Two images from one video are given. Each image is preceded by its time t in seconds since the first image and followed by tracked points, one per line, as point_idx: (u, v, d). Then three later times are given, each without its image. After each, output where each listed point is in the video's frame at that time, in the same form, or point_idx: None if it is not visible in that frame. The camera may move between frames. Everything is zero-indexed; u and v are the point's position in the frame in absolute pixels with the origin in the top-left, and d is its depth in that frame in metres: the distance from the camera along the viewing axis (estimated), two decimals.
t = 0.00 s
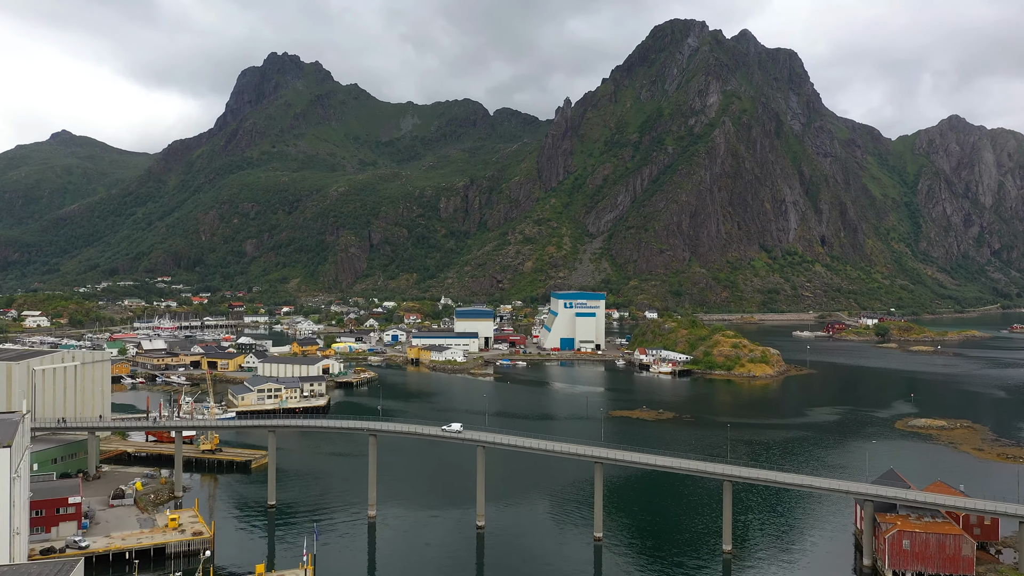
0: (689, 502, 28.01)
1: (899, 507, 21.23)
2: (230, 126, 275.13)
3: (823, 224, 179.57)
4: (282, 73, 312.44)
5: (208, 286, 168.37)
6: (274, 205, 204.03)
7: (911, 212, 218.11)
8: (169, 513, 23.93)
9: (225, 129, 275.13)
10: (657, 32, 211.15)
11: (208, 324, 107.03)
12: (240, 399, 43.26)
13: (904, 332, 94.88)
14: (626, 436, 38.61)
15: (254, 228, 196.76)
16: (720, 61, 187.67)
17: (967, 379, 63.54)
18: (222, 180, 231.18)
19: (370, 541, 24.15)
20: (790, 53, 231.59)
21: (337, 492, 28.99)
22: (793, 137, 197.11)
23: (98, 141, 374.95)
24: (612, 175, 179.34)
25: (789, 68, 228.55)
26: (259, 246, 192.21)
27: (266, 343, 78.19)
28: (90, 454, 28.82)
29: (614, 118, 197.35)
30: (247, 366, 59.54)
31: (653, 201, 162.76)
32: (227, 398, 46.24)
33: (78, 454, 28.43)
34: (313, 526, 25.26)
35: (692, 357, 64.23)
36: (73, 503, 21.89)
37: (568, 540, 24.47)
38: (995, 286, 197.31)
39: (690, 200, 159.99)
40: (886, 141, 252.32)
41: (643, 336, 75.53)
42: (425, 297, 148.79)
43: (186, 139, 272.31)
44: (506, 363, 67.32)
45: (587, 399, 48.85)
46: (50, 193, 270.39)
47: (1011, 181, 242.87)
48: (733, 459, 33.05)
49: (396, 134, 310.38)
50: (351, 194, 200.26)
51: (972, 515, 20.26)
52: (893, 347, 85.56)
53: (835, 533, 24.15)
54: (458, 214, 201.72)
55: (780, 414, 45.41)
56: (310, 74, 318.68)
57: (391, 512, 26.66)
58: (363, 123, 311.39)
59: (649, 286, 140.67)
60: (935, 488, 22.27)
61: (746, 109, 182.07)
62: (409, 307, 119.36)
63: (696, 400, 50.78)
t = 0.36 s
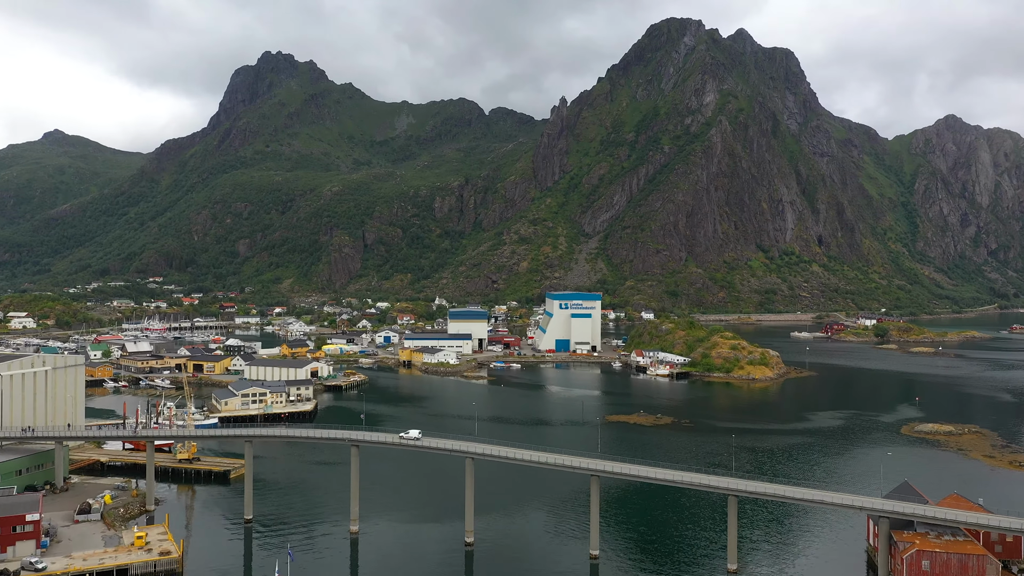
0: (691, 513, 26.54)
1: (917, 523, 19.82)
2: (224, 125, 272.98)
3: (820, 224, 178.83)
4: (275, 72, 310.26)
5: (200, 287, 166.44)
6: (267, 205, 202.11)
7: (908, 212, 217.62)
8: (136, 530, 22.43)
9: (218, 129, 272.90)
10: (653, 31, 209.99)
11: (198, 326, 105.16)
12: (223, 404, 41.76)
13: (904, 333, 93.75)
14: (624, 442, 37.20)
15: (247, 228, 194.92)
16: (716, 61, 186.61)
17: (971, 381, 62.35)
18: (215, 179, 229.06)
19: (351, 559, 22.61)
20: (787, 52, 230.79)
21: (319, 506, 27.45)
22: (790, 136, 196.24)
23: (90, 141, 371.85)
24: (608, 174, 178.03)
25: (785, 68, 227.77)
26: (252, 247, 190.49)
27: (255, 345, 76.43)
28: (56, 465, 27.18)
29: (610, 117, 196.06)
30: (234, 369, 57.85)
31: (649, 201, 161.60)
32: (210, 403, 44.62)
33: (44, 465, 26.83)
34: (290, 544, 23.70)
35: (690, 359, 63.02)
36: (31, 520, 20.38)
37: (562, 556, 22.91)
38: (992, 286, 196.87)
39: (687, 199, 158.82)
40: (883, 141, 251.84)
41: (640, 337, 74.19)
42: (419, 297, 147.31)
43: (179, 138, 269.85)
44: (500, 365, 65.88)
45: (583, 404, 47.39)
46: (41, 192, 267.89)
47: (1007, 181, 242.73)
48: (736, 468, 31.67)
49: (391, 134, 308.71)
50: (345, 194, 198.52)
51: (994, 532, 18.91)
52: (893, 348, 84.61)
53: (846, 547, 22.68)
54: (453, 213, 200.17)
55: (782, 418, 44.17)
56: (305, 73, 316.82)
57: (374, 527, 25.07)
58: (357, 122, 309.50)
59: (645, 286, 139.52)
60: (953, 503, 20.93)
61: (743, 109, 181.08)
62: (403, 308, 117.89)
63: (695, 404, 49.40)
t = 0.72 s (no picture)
0: (695, 527, 25.14)
1: (937, 541, 18.50)
2: (218, 124, 270.97)
3: (818, 223, 178.02)
4: (270, 70, 308.33)
5: (192, 287, 164.59)
6: (261, 205, 200.37)
7: (905, 212, 217.04)
8: (101, 548, 20.89)
9: (212, 128, 270.91)
10: (650, 29, 208.72)
11: (189, 327, 103.58)
12: (207, 408, 40.24)
13: (904, 333, 92.68)
14: (623, 449, 35.84)
15: (241, 227, 193.16)
16: (713, 59, 185.38)
17: (974, 384, 61.15)
18: (208, 179, 227.19)
19: None
20: (784, 51, 229.77)
21: (301, 519, 25.97)
22: (787, 136, 195.28)
23: (84, 140, 369.27)
24: (605, 173, 176.79)
25: (782, 67, 226.84)
26: (246, 247, 188.81)
27: (245, 346, 74.74)
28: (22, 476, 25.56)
29: (607, 116, 194.80)
30: (221, 372, 56.19)
31: (646, 200, 160.36)
32: (194, 407, 43.01)
33: (9, 475, 25.21)
34: (264, 562, 22.19)
35: (688, 361, 61.71)
36: None
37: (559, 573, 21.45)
38: (990, 286, 196.30)
39: (684, 199, 157.65)
40: (880, 140, 251.23)
41: (637, 338, 72.85)
42: (414, 298, 145.92)
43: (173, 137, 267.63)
44: (494, 367, 64.47)
45: (580, 407, 46.06)
46: (34, 191, 265.54)
47: (1004, 181, 242.34)
48: (740, 477, 30.33)
49: (386, 133, 307.13)
50: (340, 193, 196.89)
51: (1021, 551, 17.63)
52: (894, 349, 83.54)
53: (861, 564, 21.30)
54: (448, 213, 198.74)
55: (785, 422, 42.89)
56: (300, 72, 314.82)
57: (357, 543, 23.50)
58: (353, 122, 307.78)
59: (642, 287, 138.34)
60: (974, 520, 19.70)
61: (740, 108, 180.08)
62: (397, 309, 116.39)
63: (696, 407, 48.04)
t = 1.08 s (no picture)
0: (701, 542, 23.77)
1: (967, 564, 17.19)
2: (215, 123, 269.14)
3: (819, 223, 176.91)
4: (268, 70, 306.67)
5: (188, 287, 162.92)
6: (258, 205, 198.77)
7: (906, 211, 215.89)
8: (64, 567, 19.55)
9: (209, 127, 269.27)
10: (650, 28, 207.19)
11: (182, 328, 102.12)
12: (192, 413, 38.85)
13: (908, 335, 91.51)
14: (625, 456, 34.54)
15: (237, 227, 191.57)
16: (713, 58, 183.91)
17: (983, 387, 59.81)
18: (205, 178, 225.56)
19: None
20: (785, 50, 228.39)
21: (286, 533, 24.47)
22: (787, 135, 194.05)
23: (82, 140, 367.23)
24: (604, 173, 175.40)
25: (783, 66, 225.46)
26: (243, 247, 187.35)
27: (237, 348, 73.12)
28: None
29: (606, 115, 193.34)
30: (210, 374, 54.57)
31: (646, 200, 158.99)
32: (179, 412, 41.51)
33: None
34: None
35: (690, 363, 60.34)
36: None
37: None
38: (992, 287, 195.18)
39: (684, 198, 156.31)
40: (881, 140, 250.04)
41: (637, 340, 71.43)
42: (412, 298, 144.48)
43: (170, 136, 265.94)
44: (491, 370, 63.01)
45: (580, 412, 44.73)
46: (30, 191, 263.77)
47: (1006, 180, 241.23)
48: (747, 488, 29.01)
49: (385, 133, 305.69)
50: (337, 193, 195.29)
51: None
52: (898, 350, 82.21)
53: None
54: (447, 213, 197.39)
55: (791, 427, 41.68)
56: (297, 71, 313.19)
57: (341, 560, 22.01)
58: (351, 121, 306.29)
59: (642, 287, 136.99)
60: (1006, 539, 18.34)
61: (740, 107, 178.80)
62: (394, 309, 114.93)
63: (699, 410, 46.69)
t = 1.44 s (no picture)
0: (708, 560, 22.43)
1: None
2: (212, 122, 267.32)
3: (820, 223, 175.85)
4: (265, 69, 304.97)
5: (183, 287, 161.24)
6: (254, 204, 197.12)
7: (907, 211, 214.78)
8: None
9: (206, 126, 267.62)
10: (650, 26, 205.71)
11: (176, 329, 100.74)
12: (176, 419, 37.44)
13: (912, 336, 90.30)
14: (626, 464, 33.14)
15: (234, 227, 189.90)
16: (713, 56, 182.34)
17: (991, 391, 58.43)
18: (202, 178, 223.87)
19: None
20: (785, 49, 226.86)
21: (267, 551, 22.86)
22: (788, 134, 192.80)
23: (78, 140, 365.04)
24: (603, 172, 174.04)
25: (783, 65, 224.02)
26: (239, 247, 185.78)
27: (229, 350, 71.56)
28: None
29: (605, 114, 191.93)
30: (199, 378, 53.03)
31: (646, 200, 157.57)
32: (163, 417, 40.00)
33: None
34: None
35: (691, 365, 58.92)
36: None
37: None
38: (994, 287, 194.03)
39: (684, 198, 154.97)
40: (881, 139, 248.90)
41: (638, 342, 69.98)
42: (409, 299, 142.98)
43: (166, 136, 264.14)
44: (488, 373, 61.60)
45: (580, 417, 43.35)
46: (25, 191, 261.96)
47: (1007, 180, 240.11)
48: (755, 499, 27.67)
49: (383, 132, 304.02)
50: (335, 192, 193.62)
51: None
52: (902, 352, 80.88)
53: None
54: (445, 212, 196.01)
55: (797, 432, 40.32)
56: (295, 70, 311.50)
57: None
58: (349, 120, 304.74)
59: (641, 287, 135.70)
60: None
61: (740, 105, 177.37)
62: (390, 310, 113.52)
63: (702, 415, 45.28)
